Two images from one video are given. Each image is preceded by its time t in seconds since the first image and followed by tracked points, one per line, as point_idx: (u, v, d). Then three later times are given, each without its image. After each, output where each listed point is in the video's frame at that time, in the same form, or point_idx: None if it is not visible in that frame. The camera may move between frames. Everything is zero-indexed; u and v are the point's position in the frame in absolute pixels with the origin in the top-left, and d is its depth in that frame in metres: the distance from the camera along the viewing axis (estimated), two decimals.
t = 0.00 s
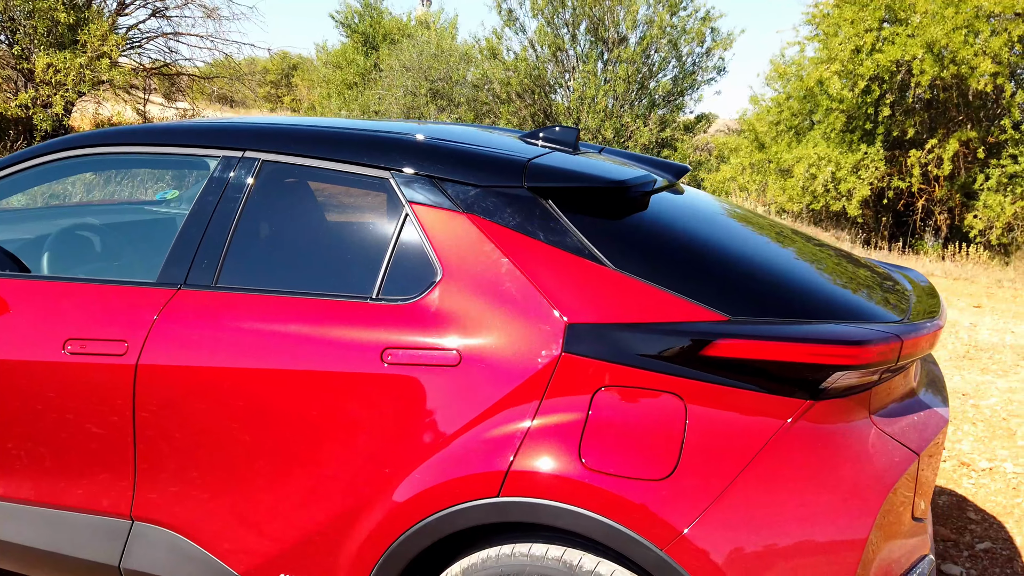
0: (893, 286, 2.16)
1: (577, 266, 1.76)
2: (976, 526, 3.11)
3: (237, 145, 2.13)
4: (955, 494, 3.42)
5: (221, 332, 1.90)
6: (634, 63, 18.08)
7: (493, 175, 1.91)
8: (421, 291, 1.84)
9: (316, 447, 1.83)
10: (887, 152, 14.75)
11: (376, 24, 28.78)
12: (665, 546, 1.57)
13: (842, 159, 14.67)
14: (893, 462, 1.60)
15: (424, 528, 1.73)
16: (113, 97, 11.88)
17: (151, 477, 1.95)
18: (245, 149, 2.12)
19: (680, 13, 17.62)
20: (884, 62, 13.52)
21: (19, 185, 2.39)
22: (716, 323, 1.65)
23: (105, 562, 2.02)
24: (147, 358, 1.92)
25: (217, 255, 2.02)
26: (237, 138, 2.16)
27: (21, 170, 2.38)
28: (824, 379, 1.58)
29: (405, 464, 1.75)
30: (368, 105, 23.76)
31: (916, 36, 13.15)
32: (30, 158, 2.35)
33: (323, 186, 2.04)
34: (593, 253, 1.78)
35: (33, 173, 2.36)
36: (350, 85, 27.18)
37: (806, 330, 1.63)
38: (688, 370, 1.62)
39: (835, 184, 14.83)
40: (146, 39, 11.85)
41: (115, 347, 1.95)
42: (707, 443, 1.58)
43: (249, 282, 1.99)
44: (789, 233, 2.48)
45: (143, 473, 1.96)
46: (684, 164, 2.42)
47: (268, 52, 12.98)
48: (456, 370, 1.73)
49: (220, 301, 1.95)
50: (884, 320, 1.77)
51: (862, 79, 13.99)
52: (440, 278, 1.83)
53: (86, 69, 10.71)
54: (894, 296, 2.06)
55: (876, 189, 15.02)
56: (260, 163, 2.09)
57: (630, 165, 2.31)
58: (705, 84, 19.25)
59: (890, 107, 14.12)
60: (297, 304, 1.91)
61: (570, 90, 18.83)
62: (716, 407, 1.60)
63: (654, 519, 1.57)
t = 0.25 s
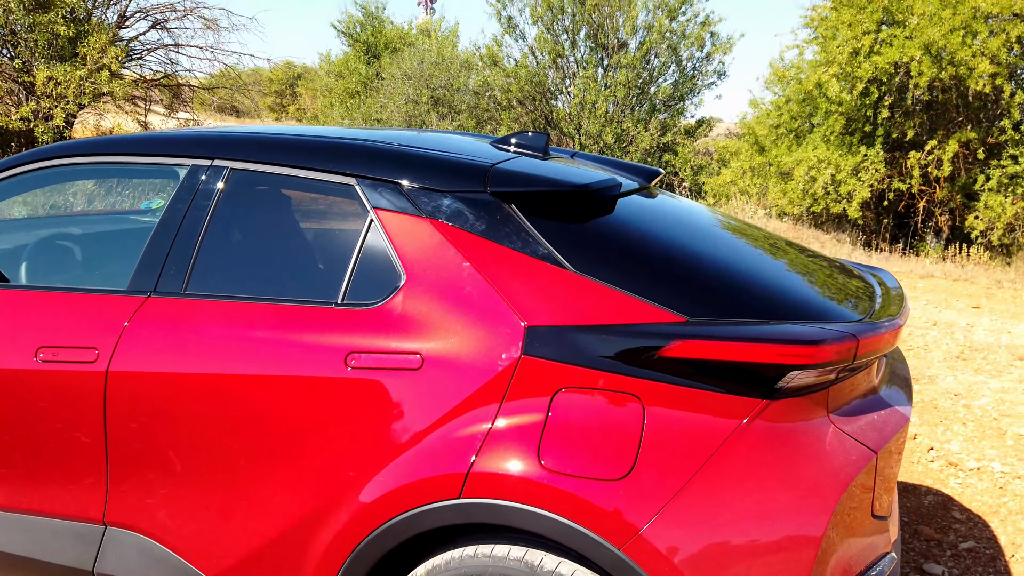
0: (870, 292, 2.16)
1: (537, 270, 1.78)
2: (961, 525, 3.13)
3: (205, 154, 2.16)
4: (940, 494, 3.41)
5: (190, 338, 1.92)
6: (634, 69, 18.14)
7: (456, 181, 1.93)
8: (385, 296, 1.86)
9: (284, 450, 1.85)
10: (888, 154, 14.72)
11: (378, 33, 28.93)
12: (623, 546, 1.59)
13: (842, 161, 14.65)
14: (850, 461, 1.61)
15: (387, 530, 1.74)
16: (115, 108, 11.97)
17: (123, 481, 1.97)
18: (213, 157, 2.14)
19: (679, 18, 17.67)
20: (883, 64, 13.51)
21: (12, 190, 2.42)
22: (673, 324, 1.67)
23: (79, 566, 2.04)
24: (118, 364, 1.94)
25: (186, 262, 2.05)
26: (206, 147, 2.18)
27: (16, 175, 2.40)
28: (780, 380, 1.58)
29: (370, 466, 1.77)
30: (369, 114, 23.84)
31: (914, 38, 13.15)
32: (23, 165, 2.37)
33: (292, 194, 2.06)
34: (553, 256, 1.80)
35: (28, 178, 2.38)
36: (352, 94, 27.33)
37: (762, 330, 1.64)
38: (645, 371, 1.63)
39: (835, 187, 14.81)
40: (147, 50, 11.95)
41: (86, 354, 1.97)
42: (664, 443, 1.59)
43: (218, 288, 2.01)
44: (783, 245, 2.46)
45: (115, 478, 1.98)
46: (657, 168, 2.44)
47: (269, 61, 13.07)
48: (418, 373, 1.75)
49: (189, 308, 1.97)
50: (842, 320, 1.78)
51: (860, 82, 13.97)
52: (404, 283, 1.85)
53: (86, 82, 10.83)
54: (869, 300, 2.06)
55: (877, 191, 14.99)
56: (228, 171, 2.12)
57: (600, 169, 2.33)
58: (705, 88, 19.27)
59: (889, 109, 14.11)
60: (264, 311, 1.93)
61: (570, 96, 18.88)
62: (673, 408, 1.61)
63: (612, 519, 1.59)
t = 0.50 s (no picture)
0: (851, 290, 2.16)
1: (504, 267, 1.78)
2: (947, 521, 3.13)
3: (177, 154, 2.16)
4: (928, 490, 3.41)
5: (162, 338, 1.93)
6: (634, 70, 18.15)
7: (426, 179, 1.94)
8: (354, 294, 1.86)
9: (255, 448, 1.85)
10: (888, 153, 14.69)
11: (379, 36, 28.96)
12: (587, 541, 1.59)
13: (842, 160, 14.62)
14: (815, 455, 1.62)
15: (356, 527, 1.74)
16: (114, 113, 12.01)
17: (97, 480, 1.98)
18: (186, 158, 2.15)
19: (679, 19, 17.66)
20: (882, 63, 13.46)
21: (9, 186, 2.42)
22: (638, 320, 1.67)
23: (55, 565, 2.05)
24: (90, 364, 1.96)
25: (159, 262, 2.06)
26: (180, 147, 2.19)
27: (15, 171, 2.40)
28: (744, 374, 1.59)
29: (339, 464, 1.77)
30: (371, 117, 23.89)
31: (913, 37, 13.12)
32: (22, 161, 2.38)
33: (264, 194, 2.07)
34: (521, 253, 1.80)
35: (26, 175, 2.38)
36: (354, 97, 27.39)
37: (726, 325, 1.64)
38: (611, 367, 1.63)
39: (835, 186, 14.78)
40: (146, 55, 12.00)
41: (59, 355, 1.99)
42: (629, 438, 1.59)
43: (190, 288, 2.02)
44: (780, 249, 2.44)
45: (88, 477, 1.99)
46: (634, 167, 2.46)
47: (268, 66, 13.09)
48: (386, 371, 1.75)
49: (162, 308, 1.98)
50: (808, 316, 1.79)
51: (859, 81, 13.93)
52: (373, 281, 1.85)
53: (85, 87, 10.88)
54: (846, 298, 2.06)
55: (877, 190, 14.95)
56: (200, 171, 2.13)
57: (575, 167, 2.34)
58: (706, 89, 19.26)
59: (889, 108, 14.07)
60: (235, 310, 1.93)
61: (571, 98, 18.87)
62: (638, 403, 1.61)
63: (576, 515, 1.58)
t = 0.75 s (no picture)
0: (841, 290, 2.17)
1: (490, 268, 1.80)
2: (943, 517, 3.13)
3: (168, 159, 2.19)
4: (925, 487, 3.40)
5: (154, 342, 1.96)
6: (637, 69, 18.17)
7: (413, 182, 1.95)
8: (342, 296, 1.88)
9: (247, 449, 1.87)
10: (892, 150, 14.64)
11: (383, 38, 29.04)
12: (573, 538, 1.60)
13: (845, 158, 14.58)
14: (797, 452, 1.64)
15: (346, 527, 1.76)
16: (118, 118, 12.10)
17: (93, 481, 2.01)
18: (176, 163, 2.17)
19: (681, 17, 17.66)
20: (884, 60, 13.43)
21: (3, 192, 2.45)
22: (621, 320, 1.69)
23: (53, 566, 2.07)
24: (84, 367, 1.99)
25: (151, 266, 2.09)
26: (170, 153, 2.21)
27: (8, 177, 2.43)
28: (726, 373, 1.60)
29: (329, 464, 1.78)
30: (375, 118, 23.95)
31: (916, 34, 13.09)
32: (27, 164, 2.38)
33: (253, 198, 2.09)
34: (507, 255, 1.82)
35: (26, 180, 2.40)
36: (358, 99, 27.47)
37: (709, 324, 1.66)
38: (595, 367, 1.64)
39: (839, 183, 14.74)
40: (150, 59, 12.07)
41: (54, 358, 2.02)
42: (613, 437, 1.61)
43: (182, 292, 2.04)
44: (778, 252, 2.44)
45: (84, 478, 2.02)
46: (623, 169, 2.48)
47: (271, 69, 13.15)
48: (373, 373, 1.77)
49: (154, 313, 2.01)
50: (792, 315, 1.81)
51: (862, 78, 13.90)
52: (361, 283, 1.87)
53: (89, 92, 10.97)
54: (834, 297, 2.07)
55: (881, 187, 14.91)
56: (191, 176, 2.15)
57: (565, 169, 2.36)
58: (710, 88, 19.24)
59: (892, 105, 14.03)
60: (226, 313, 1.96)
61: (574, 98, 18.88)
62: (623, 403, 1.62)
63: (561, 513, 1.60)
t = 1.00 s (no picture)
0: (842, 288, 2.15)
1: (485, 268, 1.79)
2: (946, 518, 3.10)
3: (164, 161, 2.19)
4: (929, 486, 3.38)
5: (151, 344, 1.96)
6: (640, 68, 18.16)
7: (408, 182, 1.94)
8: (338, 297, 1.87)
9: (243, 451, 1.86)
10: (897, 148, 14.57)
11: (386, 39, 29.08)
12: (571, 540, 1.59)
13: (850, 156, 14.53)
14: (795, 451, 1.62)
15: (342, 529, 1.74)
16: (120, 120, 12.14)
17: (90, 484, 2.01)
18: (172, 165, 2.17)
19: (684, 16, 17.63)
20: (888, 57, 13.39)
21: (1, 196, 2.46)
22: (617, 320, 1.68)
23: (51, 569, 2.07)
24: (81, 370, 1.99)
25: (148, 268, 2.09)
26: (166, 155, 2.21)
27: (4, 181, 2.43)
28: (721, 373, 1.60)
29: (324, 466, 1.77)
30: (378, 119, 23.98)
31: (920, 31, 13.06)
32: (34, 166, 2.37)
33: (250, 199, 2.09)
34: (502, 255, 1.81)
35: (22, 184, 2.41)
36: (361, 100, 27.50)
37: (705, 324, 1.65)
38: (591, 367, 1.63)
39: (844, 182, 14.68)
40: (152, 62, 12.10)
41: (52, 361, 2.02)
42: (608, 437, 1.60)
43: (178, 294, 2.04)
44: (781, 252, 2.42)
45: (82, 480, 2.02)
46: (621, 168, 2.47)
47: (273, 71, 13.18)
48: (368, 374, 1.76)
49: (151, 315, 2.01)
50: (790, 313, 1.80)
51: (866, 76, 13.86)
52: (357, 284, 1.86)
53: (92, 94, 11.03)
54: (834, 295, 2.06)
55: (886, 185, 14.84)
56: (187, 178, 2.14)
57: (562, 168, 2.35)
58: (713, 86, 19.19)
59: (896, 103, 13.98)
60: (222, 315, 1.95)
61: (577, 97, 18.87)
62: (619, 404, 1.61)
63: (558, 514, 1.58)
